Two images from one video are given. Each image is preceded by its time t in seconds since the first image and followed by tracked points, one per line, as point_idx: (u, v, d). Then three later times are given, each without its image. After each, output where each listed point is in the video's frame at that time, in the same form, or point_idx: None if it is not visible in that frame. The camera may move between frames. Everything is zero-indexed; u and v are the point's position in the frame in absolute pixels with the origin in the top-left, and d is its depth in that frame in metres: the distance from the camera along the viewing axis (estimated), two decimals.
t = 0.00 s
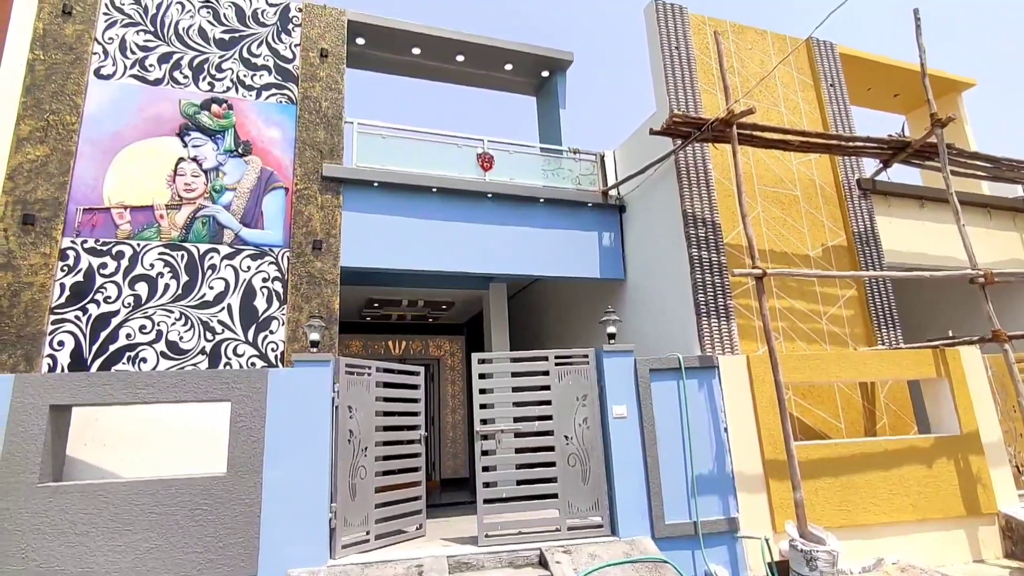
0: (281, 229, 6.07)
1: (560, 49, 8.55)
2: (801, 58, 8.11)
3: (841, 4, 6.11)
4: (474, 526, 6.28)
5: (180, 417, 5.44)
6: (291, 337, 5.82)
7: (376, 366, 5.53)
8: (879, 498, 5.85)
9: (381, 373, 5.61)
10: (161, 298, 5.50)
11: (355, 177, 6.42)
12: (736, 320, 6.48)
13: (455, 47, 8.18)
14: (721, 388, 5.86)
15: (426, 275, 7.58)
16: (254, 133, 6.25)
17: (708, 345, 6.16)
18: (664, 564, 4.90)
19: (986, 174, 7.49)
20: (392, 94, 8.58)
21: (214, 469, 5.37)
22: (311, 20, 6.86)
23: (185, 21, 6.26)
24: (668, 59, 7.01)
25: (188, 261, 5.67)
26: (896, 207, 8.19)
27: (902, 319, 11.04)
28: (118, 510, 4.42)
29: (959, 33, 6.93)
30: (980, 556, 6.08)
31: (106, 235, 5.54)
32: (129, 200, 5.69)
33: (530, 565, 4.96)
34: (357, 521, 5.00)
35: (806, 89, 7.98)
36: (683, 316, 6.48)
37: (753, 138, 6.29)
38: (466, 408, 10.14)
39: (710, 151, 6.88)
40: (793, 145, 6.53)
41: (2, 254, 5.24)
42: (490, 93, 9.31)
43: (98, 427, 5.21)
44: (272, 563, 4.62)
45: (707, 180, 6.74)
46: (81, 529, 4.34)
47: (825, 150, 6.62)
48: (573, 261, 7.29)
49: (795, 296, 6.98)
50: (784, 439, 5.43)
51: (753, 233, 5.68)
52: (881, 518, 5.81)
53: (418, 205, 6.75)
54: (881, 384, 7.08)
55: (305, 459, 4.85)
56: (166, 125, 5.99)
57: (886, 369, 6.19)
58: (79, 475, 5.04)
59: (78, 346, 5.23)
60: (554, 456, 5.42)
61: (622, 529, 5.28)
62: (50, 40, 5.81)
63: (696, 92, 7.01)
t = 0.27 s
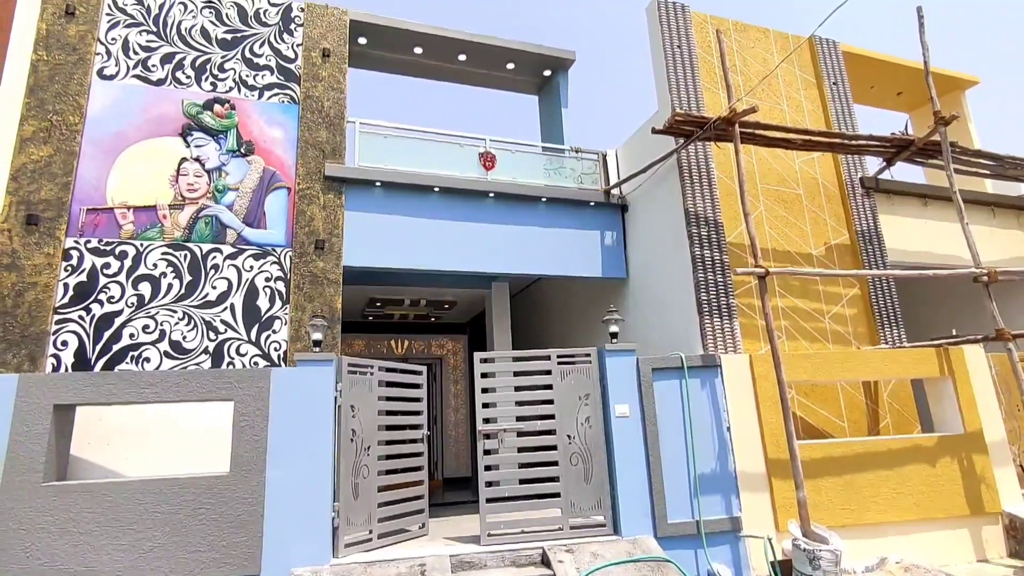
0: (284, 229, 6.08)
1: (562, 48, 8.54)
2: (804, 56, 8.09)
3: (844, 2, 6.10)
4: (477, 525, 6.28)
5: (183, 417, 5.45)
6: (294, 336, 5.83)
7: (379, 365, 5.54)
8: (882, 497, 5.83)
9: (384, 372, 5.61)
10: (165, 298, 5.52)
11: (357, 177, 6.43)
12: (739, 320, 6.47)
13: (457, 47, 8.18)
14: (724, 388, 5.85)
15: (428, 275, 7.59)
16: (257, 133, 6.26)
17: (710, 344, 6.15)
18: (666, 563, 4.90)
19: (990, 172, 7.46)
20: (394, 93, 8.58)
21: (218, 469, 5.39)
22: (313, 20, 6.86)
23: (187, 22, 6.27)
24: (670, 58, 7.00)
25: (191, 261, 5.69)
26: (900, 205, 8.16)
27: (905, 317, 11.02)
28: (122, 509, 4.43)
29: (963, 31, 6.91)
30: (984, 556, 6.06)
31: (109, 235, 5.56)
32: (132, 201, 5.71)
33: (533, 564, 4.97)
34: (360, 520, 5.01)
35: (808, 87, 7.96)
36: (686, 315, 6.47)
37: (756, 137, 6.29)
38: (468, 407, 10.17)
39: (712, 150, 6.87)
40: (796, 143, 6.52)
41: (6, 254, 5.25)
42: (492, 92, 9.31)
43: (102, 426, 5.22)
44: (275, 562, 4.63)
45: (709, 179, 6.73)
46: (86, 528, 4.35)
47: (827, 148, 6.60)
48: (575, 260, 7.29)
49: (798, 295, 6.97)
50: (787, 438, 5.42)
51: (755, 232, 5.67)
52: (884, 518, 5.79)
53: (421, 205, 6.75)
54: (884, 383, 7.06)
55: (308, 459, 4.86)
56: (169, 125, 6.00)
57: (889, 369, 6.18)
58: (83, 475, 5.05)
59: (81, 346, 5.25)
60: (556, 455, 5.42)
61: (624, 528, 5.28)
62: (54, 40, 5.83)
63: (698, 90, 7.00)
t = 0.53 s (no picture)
0: (286, 229, 6.09)
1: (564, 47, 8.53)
2: (806, 54, 8.06)
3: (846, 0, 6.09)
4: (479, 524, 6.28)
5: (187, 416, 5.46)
6: (296, 335, 5.83)
7: (381, 365, 5.55)
8: (885, 496, 5.82)
9: (386, 371, 5.62)
10: (167, 298, 5.53)
11: (360, 176, 6.43)
12: (742, 319, 6.46)
13: (459, 46, 8.17)
14: (726, 386, 5.84)
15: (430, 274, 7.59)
16: (259, 133, 6.27)
17: (713, 343, 6.14)
18: (669, 562, 4.90)
19: (993, 171, 7.44)
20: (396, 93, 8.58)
21: (221, 468, 5.38)
22: (315, 20, 6.86)
23: (189, 22, 6.28)
24: (672, 56, 6.99)
25: (193, 261, 5.70)
26: (903, 204, 8.14)
27: (908, 316, 11.01)
28: (126, 508, 4.44)
29: (966, 29, 6.89)
30: (987, 555, 6.05)
31: (112, 235, 5.57)
32: (135, 200, 5.72)
33: (536, 563, 4.97)
34: (362, 519, 5.02)
35: (811, 86, 7.94)
36: (688, 314, 6.47)
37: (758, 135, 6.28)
38: (471, 407, 10.18)
39: (715, 149, 6.86)
40: (799, 142, 6.51)
41: (9, 254, 5.26)
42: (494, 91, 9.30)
43: (106, 426, 5.23)
44: (278, 561, 4.64)
45: (711, 177, 6.72)
46: (89, 527, 4.36)
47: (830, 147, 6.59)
48: (577, 259, 7.28)
49: (801, 294, 6.95)
50: (790, 437, 5.41)
51: (758, 231, 5.66)
52: (887, 517, 5.78)
53: (423, 204, 6.75)
54: (887, 382, 7.04)
55: (311, 458, 4.87)
56: (171, 125, 6.01)
57: (892, 367, 6.17)
58: (87, 474, 5.05)
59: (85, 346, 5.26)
60: (559, 454, 5.42)
61: (627, 527, 5.28)
62: (56, 41, 5.84)
63: (701, 89, 6.99)
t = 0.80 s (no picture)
0: (288, 228, 6.09)
1: (565, 46, 8.52)
2: (808, 52, 8.04)
3: None
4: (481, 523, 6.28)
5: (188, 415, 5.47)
6: (298, 335, 5.84)
7: (383, 364, 5.55)
8: (887, 495, 5.82)
9: (388, 370, 5.62)
10: (169, 297, 5.54)
11: (361, 175, 6.43)
12: (744, 317, 6.45)
13: (460, 45, 8.16)
14: (728, 385, 5.84)
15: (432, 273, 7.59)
16: (261, 132, 6.27)
17: (715, 341, 6.13)
18: (671, 561, 4.90)
19: (996, 169, 7.42)
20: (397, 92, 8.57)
21: (222, 468, 5.39)
22: (316, 19, 6.86)
23: (191, 21, 6.28)
24: (674, 54, 6.98)
25: (195, 260, 5.70)
26: (905, 202, 8.12)
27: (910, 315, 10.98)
28: (129, 507, 4.46)
29: (969, 26, 6.87)
30: (990, 554, 6.04)
31: (114, 235, 5.58)
32: (137, 200, 5.72)
33: (537, 562, 4.98)
34: (364, 518, 5.03)
35: (813, 84, 7.92)
36: (690, 313, 6.46)
37: (760, 134, 6.27)
38: (472, 406, 10.18)
39: (716, 147, 6.85)
40: (801, 140, 6.50)
41: (12, 254, 5.27)
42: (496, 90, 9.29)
43: (108, 425, 5.24)
44: (280, 560, 4.65)
45: (713, 176, 6.71)
46: (92, 526, 4.38)
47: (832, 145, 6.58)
48: (579, 258, 7.28)
49: (803, 293, 6.94)
50: (792, 436, 5.41)
51: (760, 229, 5.66)
52: (889, 516, 5.78)
53: (424, 203, 6.75)
54: (889, 381, 7.02)
55: (313, 457, 4.87)
56: (173, 125, 6.02)
57: (894, 366, 6.16)
58: (89, 473, 5.05)
59: (87, 345, 5.28)
60: (560, 453, 5.43)
61: (629, 526, 5.28)
62: (58, 41, 5.85)
63: (702, 88, 6.97)
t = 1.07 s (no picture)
0: (290, 227, 6.09)
1: (567, 44, 8.51)
2: (810, 50, 8.02)
3: None
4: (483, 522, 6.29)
5: (191, 413, 5.49)
6: (300, 334, 5.84)
7: (385, 362, 5.56)
8: (889, 494, 5.81)
9: (390, 369, 5.63)
10: (172, 296, 5.55)
11: (363, 174, 6.44)
12: (746, 316, 6.44)
13: (461, 44, 8.16)
14: (730, 384, 5.83)
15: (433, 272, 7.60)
16: (262, 131, 6.27)
17: (717, 340, 6.13)
18: (673, 560, 4.90)
19: (999, 167, 7.39)
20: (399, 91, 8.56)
21: (225, 466, 5.41)
22: (318, 18, 6.86)
23: (192, 20, 6.28)
24: (675, 53, 6.97)
25: (197, 259, 5.71)
26: (908, 200, 8.10)
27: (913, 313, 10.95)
28: (132, 506, 4.47)
29: (972, 24, 6.85)
30: (993, 553, 6.03)
31: (117, 234, 5.59)
32: (139, 199, 5.73)
33: (539, 561, 4.99)
34: (366, 517, 5.03)
35: (815, 82, 7.90)
36: (692, 311, 6.45)
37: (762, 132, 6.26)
38: (474, 404, 10.16)
39: (718, 146, 6.84)
40: (803, 139, 6.49)
41: (15, 253, 5.28)
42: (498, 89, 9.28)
43: (111, 424, 5.25)
44: (282, 558, 4.65)
45: (715, 174, 6.69)
46: (95, 525, 4.39)
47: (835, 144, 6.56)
48: (581, 257, 7.27)
49: (805, 292, 6.93)
50: (794, 435, 5.41)
51: (762, 228, 5.65)
52: (892, 515, 5.77)
53: (426, 202, 6.75)
54: (892, 380, 7.01)
55: (315, 456, 4.88)
56: (175, 124, 6.02)
57: (897, 365, 6.15)
58: (93, 471, 5.07)
59: (90, 344, 5.29)
60: (563, 452, 5.43)
61: (631, 525, 5.29)
62: (61, 40, 5.86)
63: (704, 86, 6.96)
